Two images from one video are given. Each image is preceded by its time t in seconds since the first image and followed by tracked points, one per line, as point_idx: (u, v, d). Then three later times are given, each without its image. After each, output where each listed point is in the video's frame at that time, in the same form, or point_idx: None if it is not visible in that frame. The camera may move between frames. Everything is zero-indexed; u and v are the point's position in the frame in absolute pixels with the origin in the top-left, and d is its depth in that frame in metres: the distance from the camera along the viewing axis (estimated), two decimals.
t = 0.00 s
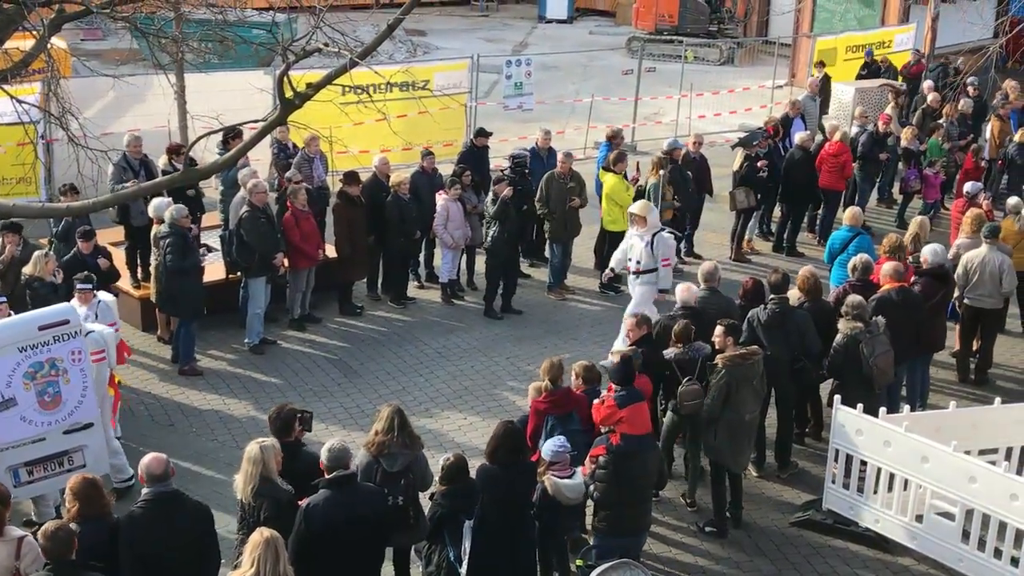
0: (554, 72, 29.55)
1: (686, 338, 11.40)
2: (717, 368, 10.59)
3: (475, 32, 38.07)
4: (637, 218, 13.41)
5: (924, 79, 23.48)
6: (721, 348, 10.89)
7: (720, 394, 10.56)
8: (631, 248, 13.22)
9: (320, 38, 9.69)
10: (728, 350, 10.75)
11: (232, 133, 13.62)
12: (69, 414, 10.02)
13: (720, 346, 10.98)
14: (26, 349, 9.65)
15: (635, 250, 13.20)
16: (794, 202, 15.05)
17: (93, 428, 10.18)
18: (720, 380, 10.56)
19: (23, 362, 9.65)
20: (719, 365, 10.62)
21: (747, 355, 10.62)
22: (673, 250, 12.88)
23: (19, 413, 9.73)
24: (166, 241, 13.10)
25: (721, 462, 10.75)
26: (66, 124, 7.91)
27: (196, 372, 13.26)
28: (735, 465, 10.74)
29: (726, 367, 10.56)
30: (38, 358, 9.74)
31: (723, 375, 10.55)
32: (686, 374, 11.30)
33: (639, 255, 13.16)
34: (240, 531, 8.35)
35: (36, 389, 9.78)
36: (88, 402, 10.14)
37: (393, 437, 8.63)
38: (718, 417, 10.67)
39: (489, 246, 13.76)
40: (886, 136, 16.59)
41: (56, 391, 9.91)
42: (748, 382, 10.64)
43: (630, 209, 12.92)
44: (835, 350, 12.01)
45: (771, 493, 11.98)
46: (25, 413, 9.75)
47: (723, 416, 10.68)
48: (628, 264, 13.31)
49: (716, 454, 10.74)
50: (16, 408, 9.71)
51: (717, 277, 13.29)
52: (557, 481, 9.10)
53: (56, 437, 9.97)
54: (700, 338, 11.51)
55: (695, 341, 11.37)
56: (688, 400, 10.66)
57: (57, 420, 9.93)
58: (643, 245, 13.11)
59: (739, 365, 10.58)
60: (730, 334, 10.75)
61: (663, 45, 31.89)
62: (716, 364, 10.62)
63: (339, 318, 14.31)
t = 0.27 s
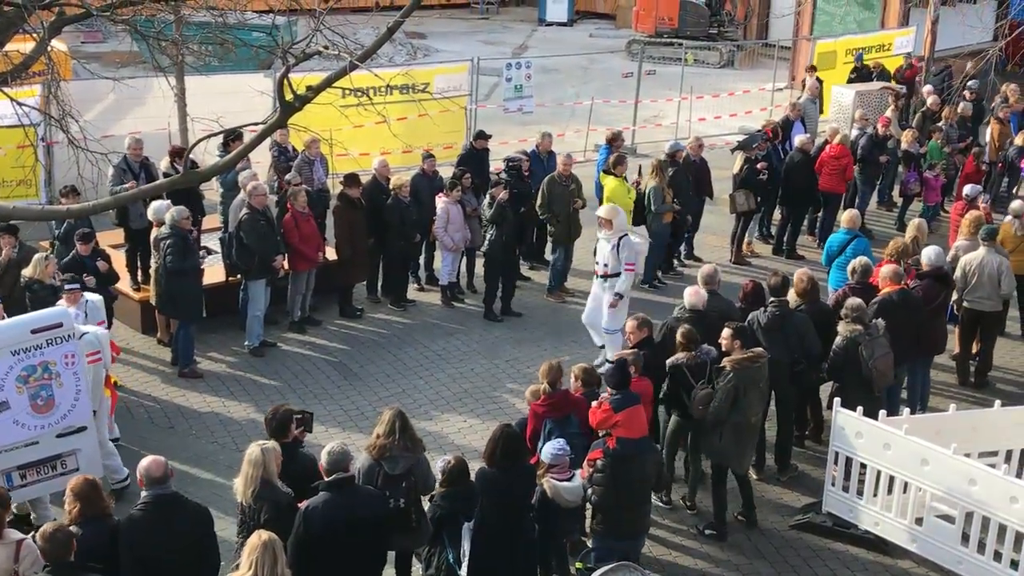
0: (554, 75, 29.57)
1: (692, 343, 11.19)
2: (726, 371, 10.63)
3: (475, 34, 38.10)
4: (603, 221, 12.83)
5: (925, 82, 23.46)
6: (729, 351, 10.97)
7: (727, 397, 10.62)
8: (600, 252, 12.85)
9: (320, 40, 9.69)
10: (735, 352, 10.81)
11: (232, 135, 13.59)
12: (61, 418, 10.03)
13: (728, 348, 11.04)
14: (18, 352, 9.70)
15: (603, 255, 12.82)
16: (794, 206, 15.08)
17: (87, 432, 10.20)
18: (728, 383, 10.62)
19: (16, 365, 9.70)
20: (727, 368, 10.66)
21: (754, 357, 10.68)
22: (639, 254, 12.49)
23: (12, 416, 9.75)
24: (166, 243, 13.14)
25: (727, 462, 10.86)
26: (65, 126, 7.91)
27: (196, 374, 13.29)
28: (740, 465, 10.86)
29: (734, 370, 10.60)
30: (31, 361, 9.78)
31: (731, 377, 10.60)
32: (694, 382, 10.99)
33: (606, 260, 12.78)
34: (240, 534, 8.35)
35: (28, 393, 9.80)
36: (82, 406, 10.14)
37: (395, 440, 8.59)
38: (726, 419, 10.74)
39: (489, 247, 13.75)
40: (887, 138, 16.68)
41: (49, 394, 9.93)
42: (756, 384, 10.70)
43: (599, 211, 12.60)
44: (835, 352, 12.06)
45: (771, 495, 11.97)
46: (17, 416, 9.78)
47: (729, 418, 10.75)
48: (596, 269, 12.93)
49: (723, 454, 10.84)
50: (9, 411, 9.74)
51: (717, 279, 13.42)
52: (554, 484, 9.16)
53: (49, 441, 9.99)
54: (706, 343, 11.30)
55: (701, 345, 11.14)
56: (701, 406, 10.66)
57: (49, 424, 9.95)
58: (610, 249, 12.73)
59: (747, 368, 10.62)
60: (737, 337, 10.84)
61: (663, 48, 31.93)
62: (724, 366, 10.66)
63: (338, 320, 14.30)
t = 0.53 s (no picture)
0: (555, 78, 29.58)
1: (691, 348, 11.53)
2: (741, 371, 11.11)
3: (475, 37, 38.11)
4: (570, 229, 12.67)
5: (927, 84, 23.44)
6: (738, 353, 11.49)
7: (744, 396, 11.04)
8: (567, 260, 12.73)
9: (322, 43, 9.70)
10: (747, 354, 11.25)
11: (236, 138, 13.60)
12: (54, 422, 10.03)
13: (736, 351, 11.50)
14: (11, 356, 9.71)
15: (570, 263, 12.70)
16: (798, 208, 15.01)
17: (80, 436, 10.19)
18: (743, 384, 11.07)
19: (8, 369, 9.72)
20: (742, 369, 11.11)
21: (765, 357, 11.18)
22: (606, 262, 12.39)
23: (5, 420, 9.74)
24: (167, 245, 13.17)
25: (742, 461, 11.19)
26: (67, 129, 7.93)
27: (197, 377, 13.31)
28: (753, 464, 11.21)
29: (750, 369, 11.06)
30: (24, 365, 9.80)
31: (746, 378, 11.07)
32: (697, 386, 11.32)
33: (574, 267, 12.67)
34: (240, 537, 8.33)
35: (21, 397, 9.81)
36: (75, 410, 10.15)
37: (397, 445, 8.64)
38: (740, 419, 11.13)
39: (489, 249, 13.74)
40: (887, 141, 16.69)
41: (42, 398, 9.94)
42: (769, 383, 11.20)
43: (565, 218, 12.51)
44: (835, 355, 12.09)
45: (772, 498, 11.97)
46: (10, 420, 9.77)
47: (743, 417, 11.13)
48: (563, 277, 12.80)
49: (738, 453, 11.16)
50: (2, 416, 9.73)
51: (719, 280, 13.52)
52: (555, 487, 9.09)
53: (42, 444, 9.97)
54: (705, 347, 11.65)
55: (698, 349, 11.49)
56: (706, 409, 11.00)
57: (42, 427, 9.95)
58: (577, 256, 12.61)
59: (761, 368, 11.12)
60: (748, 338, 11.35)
61: (664, 50, 31.93)
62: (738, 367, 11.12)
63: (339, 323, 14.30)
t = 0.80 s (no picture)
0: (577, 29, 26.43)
1: (742, 373, 8.70)
2: (818, 394, 8.72)
3: None
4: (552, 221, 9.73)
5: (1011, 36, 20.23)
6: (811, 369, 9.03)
7: (823, 427, 8.70)
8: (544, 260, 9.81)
9: None
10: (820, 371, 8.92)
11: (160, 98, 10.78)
12: None
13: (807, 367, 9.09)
14: None
15: (550, 264, 9.79)
16: (881, 180, 12.17)
17: None
18: (821, 410, 8.67)
19: None
20: (818, 390, 8.73)
21: (848, 375, 8.78)
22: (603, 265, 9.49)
23: None
24: (72, 236, 10.19)
25: (823, 508, 8.88)
26: None
27: (112, 404, 10.39)
28: (838, 513, 8.92)
29: (829, 392, 8.69)
30: None
31: (825, 403, 8.67)
32: (748, 418, 8.65)
33: (556, 270, 9.75)
34: None
35: None
36: None
37: (365, 493, 6.55)
38: (817, 452, 8.80)
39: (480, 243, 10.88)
40: (980, 104, 13.65)
41: None
42: (853, 407, 8.81)
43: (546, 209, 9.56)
44: (928, 378, 9.07)
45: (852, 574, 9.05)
46: None
47: (824, 452, 8.81)
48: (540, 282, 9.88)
49: (818, 499, 8.86)
50: None
51: (778, 280, 10.27)
52: (568, 545, 7.04)
53: None
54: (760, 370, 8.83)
55: (751, 374, 8.71)
56: (762, 450, 8.43)
57: None
58: (562, 257, 9.70)
59: (842, 388, 8.74)
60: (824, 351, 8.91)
61: None
62: (813, 388, 8.73)
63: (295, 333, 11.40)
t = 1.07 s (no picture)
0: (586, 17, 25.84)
1: (758, 380, 8.18)
2: (843, 403, 8.18)
3: None
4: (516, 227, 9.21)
5: None
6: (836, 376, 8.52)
7: (848, 437, 8.17)
8: (504, 269, 9.30)
9: None
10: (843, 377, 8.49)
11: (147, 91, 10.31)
12: None
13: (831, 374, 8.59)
14: None
15: (511, 273, 9.28)
16: (904, 176, 11.84)
17: None
18: (846, 419, 8.16)
19: None
20: (842, 398, 8.20)
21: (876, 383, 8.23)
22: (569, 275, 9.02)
23: None
24: (55, 237, 9.67)
25: (846, 522, 8.37)
26: None
27: (97, 412, 9.89)
28: (861, 527, 8.42)
29: (854, 401, 8.14)
30: None
31: (850, 412, 8.14)
32: (765, 428, 8.08)
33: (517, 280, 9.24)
34: None
35: None
36: None
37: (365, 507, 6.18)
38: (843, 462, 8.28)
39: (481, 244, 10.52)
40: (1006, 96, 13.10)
41: None
42: (879, 416, 8.27)
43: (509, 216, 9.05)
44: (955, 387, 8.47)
45: None
46: None
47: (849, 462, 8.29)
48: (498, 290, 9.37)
49: (841, 512, 8.36)
50: None
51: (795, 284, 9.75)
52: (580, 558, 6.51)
53: None
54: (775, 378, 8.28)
55: (768, 382, 8.18)
56: (776, 460, 7.97)
57: None
58: (525, 267, 9.20)
59: (868, 397, 8.17)
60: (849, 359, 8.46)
61: None
62: (838, 396, 8.20)
63: (289, 338, 10.90)
